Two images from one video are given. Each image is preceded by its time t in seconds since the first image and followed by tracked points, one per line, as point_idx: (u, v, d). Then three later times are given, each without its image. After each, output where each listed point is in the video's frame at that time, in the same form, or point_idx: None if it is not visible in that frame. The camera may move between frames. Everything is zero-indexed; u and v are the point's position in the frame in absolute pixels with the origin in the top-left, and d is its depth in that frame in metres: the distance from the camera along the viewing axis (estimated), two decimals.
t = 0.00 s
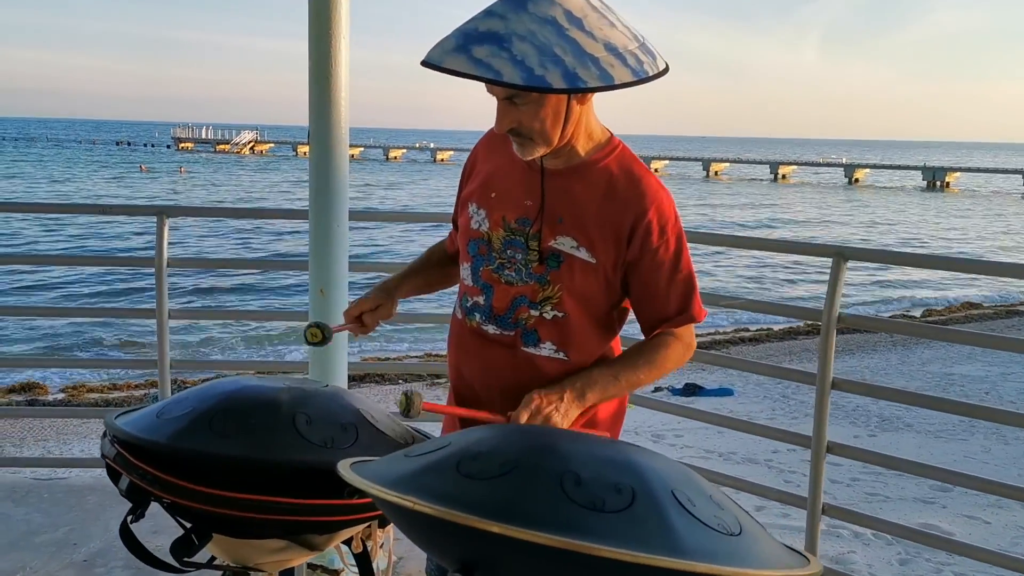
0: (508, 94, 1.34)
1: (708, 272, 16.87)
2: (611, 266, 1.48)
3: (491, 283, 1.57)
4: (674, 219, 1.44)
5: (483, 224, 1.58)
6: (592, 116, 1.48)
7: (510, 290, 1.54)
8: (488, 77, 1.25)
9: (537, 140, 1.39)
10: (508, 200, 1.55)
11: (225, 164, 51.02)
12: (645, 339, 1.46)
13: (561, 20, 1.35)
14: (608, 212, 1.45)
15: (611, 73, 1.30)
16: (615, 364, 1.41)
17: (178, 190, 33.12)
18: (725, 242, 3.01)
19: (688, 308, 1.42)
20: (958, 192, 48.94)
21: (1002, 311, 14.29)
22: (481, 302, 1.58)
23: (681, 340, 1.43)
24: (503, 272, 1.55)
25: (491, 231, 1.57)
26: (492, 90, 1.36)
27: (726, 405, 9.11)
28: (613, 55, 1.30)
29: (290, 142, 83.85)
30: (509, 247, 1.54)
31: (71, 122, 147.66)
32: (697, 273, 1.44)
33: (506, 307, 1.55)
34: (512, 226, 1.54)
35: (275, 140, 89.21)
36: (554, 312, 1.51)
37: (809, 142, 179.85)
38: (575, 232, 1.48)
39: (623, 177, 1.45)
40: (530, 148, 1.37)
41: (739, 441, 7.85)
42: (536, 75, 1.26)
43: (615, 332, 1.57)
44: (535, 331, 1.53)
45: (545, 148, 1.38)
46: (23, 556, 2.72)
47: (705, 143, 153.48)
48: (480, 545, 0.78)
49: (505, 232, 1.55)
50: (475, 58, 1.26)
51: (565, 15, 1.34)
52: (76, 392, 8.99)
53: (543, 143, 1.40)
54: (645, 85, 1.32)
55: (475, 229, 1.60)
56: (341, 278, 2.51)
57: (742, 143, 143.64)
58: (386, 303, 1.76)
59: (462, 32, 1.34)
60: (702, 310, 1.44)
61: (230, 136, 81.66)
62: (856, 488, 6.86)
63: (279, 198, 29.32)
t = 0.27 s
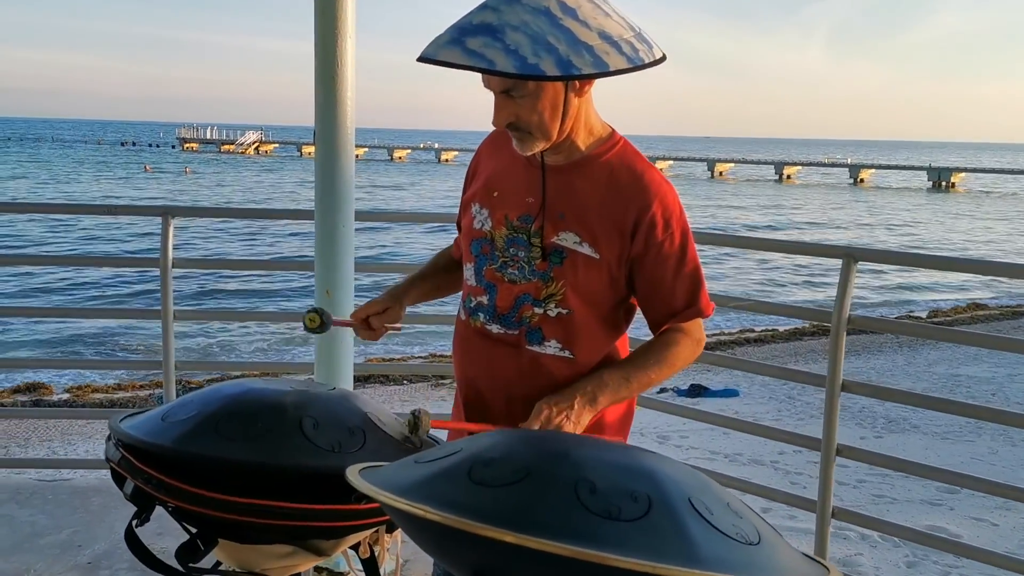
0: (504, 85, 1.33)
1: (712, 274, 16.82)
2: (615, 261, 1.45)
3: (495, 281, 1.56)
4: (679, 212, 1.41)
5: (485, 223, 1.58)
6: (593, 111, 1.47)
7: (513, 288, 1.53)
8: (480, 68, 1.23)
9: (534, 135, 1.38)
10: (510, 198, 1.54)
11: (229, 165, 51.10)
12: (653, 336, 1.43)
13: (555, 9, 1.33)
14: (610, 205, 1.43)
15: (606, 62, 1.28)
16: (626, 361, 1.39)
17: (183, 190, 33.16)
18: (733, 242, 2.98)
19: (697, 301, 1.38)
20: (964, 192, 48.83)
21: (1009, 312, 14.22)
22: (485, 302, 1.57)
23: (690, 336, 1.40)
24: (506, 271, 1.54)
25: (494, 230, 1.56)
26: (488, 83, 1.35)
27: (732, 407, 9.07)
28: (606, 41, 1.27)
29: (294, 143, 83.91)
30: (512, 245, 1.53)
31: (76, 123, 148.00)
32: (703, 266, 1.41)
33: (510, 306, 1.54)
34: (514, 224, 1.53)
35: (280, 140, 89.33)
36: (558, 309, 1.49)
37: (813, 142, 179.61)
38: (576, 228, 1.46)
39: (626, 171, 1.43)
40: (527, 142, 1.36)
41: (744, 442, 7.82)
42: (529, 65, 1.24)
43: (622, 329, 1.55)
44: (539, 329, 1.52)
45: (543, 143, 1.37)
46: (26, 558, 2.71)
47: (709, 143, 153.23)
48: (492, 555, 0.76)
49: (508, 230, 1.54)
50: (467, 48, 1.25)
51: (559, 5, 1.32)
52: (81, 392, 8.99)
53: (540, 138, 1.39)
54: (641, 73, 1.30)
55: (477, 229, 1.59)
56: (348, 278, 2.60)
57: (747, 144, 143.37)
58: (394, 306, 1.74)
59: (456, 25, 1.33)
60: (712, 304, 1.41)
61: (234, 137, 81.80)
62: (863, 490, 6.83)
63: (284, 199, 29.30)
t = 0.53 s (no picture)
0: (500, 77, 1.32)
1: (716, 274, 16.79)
2: (619, 256, 1.45)
3: (498, 279, 1.55)
4: (682, 204, 1.41)
5: (488, 222, 1.57)
6: (594, 107, 1.48)
7: (517, 286, 1.52)
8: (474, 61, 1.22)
9: (535, 128, 1.38)
10: (512, 196, 1.54)
11: (233, 165, 51.18)
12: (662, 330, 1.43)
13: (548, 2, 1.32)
14: (613, 200, 1.43)
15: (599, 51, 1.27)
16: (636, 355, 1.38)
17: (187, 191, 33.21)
18: (740, 242, 2.97)
19: (704, 294, 1.39)
20: (968, 193, 48.74)
21: (1014, 312, 14.17)
22: (489, 300, 1.56)
23: (700, 330, 1.40)
24: (509, 268, 1.53)
25: (497, 227, 1.56)
26: (485, 78, 1.35)
27: (737, 408, 9.04)
28: (601, 33, 1.27)
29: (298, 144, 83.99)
30: (515, 243, 1.52)
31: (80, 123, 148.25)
32: (709, 258, 1.41)
33: (513, 303, 1.52)
34: (517, 221, 1.53)
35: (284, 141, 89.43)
36: (563, 305, 1.48)
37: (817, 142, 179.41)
38: (580, 223, 1.46)
39: (629, 165, 1.44)
40: (526, 137, 1.36)
41: (749, 444, 7.79)
42: (523, 56, 1.23)
43: (627, 328, 1.53)
44: (544, 326, 1.50)
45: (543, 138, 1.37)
46: (31, 559, 2.70)
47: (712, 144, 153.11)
48: (509, 561, 0.74)
49: (510, 228, 1.53)
50: (461, 43, 1.25)
51: None
52: (85, 392, 8.99)
53: (541, 132, 1.39)
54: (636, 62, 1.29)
55: (479, 228, 1.59)
56: (354, 278, 2.61)
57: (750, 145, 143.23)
58: (401, 313, 1.72)
59: (451, 24, 1.33)
60: (719, 296, 1.41)
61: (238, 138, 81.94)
62: (869, 491, 6.80)
63: (287, 199, 29.30)
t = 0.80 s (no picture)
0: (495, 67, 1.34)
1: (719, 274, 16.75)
2: (620, 248, 1.46)
3: (497, 278, 1.56)
4: (681, 192, 1.43)
5: (486, 220, 1.59)
6: (588, 102, 1.50)
7: (517, 283, 1.53)
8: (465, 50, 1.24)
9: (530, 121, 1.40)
10: (510, 194, 1.56)
11: (236, 166, 51.18)
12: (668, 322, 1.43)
13: None
14: (612, 190, 1.44)
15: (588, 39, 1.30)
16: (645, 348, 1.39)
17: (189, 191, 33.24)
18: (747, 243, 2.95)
19: (708, 282, 1.40)
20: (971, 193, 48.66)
21: (1018, 313, 14.13)
22: (488, 299, 1.57)
23: (705, 319, 1.41)
24: (508, 265, 1.54)
25: (494, 226, 1.57)
26: (477, 73, 1.39)
27: (740, 409, 9.01)
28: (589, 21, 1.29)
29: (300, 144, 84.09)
30: (515, 240, 1.54)
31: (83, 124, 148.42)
32: (710, 246, 1.42)
33: (513, 301, 1.53)
34: (515, 218, 1.55)
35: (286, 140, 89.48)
36: (563, 301, 1.49)
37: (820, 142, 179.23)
38: (578, 216, 1.47)
39: (626, 157, 1.45)
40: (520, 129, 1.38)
41: (753, 445, 7.76)
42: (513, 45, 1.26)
43: (630, 322, 1.54)
44: (545, 323, 1.51)
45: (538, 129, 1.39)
46: (32, 562, 2.67)
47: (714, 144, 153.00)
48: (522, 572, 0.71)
49: (509, 225, 1.55)
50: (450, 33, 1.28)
51: None
52: (88, 393, 8.97)
53: (535, 126, 1.41)
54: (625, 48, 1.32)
55: (477, 227, 1.60)
56: (357, 280, 2.60)
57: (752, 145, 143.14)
58: (401, 322, 1.71)
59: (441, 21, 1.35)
60: (722, 284, 1.42)
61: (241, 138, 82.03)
62: (874, 492, 6.77)
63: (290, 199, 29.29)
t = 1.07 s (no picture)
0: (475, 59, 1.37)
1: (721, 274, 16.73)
2: (614, 239, 1.45)
3: (492, 277, 1.55)
4: (673, 179, 1.42)
5: (478, 221, 1.58)
6: (576, 95, 1.49)
7: (511, 281, 1.52)
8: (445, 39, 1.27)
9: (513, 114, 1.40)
10: (501, 192, 1.56)
11: (237, 166, 51.18)
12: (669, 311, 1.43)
13: None
14: (603, 182, 1.44)
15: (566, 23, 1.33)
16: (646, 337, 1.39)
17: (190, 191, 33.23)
18: (755, 242, 2.92)
19: (707, 268, 1.40)
20: (973, 193, 48.58)
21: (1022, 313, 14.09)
22: (484, 298, 1.56)
23: (705, 308, 1.40)
24: (502, 263, 1.54)
25: (487, 225, 1.57)
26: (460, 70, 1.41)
27: (743, 409, 8.98)
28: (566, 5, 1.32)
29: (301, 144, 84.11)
30: (508, 238, 1.53)
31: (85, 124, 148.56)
32: (706, 232, 1.42)
33: (509, 299, 1.53)
34: (507, 216, 1.54)
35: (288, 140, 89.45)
36: (559, 296, 1.48)
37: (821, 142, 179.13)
38: (571, 209, 1.47)
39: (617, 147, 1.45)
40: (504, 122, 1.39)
41: (756, 445, 7.74)
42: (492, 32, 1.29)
43: (630, 315, 1.53)
44: (542, 319, 1.50)
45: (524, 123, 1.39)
46: (33, 564, 2.65)
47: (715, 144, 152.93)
48: None
49: (502, 224, 1.54)
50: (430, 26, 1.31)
51: None
52: (89, 393, 8.96)
53: (522, 118, 1.42)
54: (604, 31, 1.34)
55: (471, 227, 1.60)
56: (361, 281, 2.57)
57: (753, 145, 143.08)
58: (404, 332, 1.69)
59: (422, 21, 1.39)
60: (721, 270, 1.41)
61: (243, 138, 82.05)
62: (878, 494, 6.74)
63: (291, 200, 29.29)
